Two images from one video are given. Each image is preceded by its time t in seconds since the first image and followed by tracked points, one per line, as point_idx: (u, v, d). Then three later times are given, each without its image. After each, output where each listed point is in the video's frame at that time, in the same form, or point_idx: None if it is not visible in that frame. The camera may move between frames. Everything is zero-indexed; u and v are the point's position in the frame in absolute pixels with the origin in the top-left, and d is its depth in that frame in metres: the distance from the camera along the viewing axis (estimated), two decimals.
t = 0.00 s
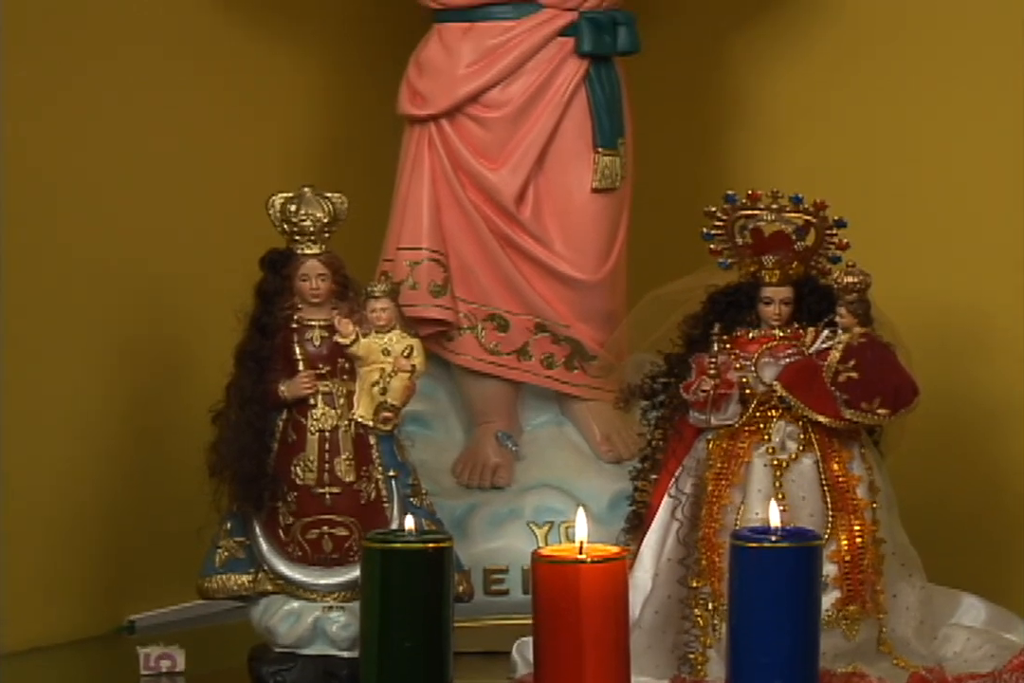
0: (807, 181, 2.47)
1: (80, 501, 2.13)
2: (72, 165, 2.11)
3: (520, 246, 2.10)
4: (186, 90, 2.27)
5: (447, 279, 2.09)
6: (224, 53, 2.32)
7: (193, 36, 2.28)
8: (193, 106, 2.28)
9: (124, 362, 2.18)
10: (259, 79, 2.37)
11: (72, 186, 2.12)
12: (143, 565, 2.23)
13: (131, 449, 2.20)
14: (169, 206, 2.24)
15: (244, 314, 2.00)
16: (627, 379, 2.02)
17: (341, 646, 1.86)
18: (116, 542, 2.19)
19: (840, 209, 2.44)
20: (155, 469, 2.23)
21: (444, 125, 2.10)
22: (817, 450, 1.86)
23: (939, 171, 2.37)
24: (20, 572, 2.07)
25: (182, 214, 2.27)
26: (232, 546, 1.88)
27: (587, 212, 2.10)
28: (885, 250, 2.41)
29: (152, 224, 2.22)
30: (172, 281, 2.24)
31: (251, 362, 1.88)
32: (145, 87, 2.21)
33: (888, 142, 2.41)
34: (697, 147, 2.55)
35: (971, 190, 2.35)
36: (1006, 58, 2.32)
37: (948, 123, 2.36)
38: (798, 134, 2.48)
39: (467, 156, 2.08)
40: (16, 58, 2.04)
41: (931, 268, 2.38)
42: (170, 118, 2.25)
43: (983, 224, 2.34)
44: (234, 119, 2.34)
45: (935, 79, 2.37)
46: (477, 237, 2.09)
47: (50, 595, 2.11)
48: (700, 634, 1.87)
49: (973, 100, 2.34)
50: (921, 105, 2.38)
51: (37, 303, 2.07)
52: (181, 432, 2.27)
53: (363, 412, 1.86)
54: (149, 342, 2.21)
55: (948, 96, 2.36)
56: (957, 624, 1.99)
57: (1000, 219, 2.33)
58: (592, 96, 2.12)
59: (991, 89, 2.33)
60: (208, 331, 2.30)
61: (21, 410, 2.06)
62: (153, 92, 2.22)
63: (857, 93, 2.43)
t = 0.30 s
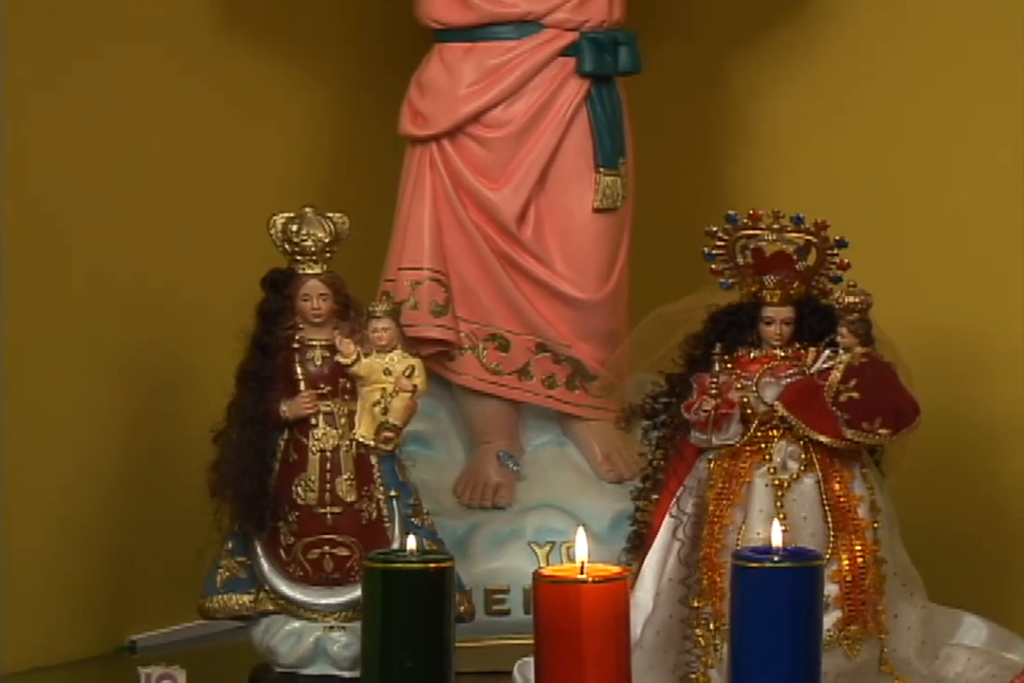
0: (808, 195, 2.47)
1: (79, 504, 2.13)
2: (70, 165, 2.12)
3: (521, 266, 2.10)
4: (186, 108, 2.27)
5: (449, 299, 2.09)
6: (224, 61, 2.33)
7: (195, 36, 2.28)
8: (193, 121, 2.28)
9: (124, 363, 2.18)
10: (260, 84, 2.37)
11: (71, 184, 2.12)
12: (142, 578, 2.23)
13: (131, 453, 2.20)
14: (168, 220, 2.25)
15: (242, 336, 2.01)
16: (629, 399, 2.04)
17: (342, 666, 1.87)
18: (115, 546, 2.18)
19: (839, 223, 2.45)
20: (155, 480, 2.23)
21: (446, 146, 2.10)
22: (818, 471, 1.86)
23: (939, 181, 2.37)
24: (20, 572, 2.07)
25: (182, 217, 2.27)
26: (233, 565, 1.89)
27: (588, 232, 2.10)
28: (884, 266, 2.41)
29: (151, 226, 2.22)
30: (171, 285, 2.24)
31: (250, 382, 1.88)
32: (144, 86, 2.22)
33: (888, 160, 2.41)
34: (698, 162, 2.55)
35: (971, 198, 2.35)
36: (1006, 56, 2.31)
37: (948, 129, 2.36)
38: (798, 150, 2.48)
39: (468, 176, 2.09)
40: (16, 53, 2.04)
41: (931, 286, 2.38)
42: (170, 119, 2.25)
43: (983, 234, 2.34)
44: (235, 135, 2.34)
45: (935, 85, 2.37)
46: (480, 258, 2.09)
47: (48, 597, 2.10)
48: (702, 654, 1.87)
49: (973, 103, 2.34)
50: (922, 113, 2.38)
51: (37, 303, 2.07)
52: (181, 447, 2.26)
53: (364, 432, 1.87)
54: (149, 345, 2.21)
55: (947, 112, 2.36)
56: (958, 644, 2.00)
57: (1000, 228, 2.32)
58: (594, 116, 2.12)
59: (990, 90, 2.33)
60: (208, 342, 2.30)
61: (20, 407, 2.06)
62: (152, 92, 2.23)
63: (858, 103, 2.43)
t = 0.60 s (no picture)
0: (810, 214, 2.46)
1: (77, 511, 2.14)
2: (69, 163, 2.14)
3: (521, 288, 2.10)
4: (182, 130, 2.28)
5: (449, 323, 2.09)
6: (221, 84, 2.34)
7: (193, 37, 2.31)
8: (190, 142, 2.29)
9: (125, 362, 2.20)
10: (261, 90, 2.39)
11: (70, 183, 2.14)
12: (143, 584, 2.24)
13: (133, 455, 2.21)
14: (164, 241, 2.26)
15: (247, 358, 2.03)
16: (629, 422, 2.04)
17: None
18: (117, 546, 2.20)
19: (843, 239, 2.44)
20: (155, 489, 2.24)
21: (446, 169, 2.10)
22: (819, 495, 1.86)
23: (939, 188, 2.37)
24: (19, 579, 2.07)
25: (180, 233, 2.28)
26: (234, 589, 1.89)
27: (588, 255, 2.10)
28: (886, 283, 2.41)
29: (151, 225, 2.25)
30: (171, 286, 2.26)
31: (251, 405, 1.89)
32: (144, 85, 2.24)
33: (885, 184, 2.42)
34: (698, 179, 2.52)
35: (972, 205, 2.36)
36: (1006, 51, 2.33)
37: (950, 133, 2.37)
38: (804, 167, 2.47)
39: (468, 199, 2.09)
40: (16, 49, 2.08)
41: (931, 305, 2.38)
42: (170, 118, 2.27)
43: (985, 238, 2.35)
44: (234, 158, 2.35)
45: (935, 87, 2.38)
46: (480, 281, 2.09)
47: (48, 599, 2.11)
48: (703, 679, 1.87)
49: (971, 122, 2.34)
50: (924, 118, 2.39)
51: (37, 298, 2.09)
52: (182, 459, 2.27)
53: (365, 456, 1.87)
54: (151, 345, 2.23)
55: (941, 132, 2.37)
56: (960, 669, 1.99)
57: (1000, 237, 2.34)
58: (595, 139, 2.12)
59: (991, 87, 2.35)
60: (209, 351, 2.31)
61: (22, 399, 2.07)
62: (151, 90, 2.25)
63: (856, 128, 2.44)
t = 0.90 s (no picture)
0: (811, 239, 2.46)
1: (76, 535, 2.15)
2: (67, 163, 2.15)
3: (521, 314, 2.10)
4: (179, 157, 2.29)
5: (450, 348, 2.10)
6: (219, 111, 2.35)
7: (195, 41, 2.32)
8: (187, 168, 2.30)
9: (124, 361, 2.21)
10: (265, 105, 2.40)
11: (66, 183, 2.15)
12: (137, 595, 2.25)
13: (132, 460, 2.22)
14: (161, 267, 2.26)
15: (249, 382, 2.02)
16: (630, 449, 2.05)
17: None
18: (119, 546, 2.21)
19: (843, 262, 2.44)
20: (154, 503, 2.25)
21: (447, 195, 2.11)
22: (819, 520, 1.86)
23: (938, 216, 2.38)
24: (18, 602, 2.08)
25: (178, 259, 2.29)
26: (234, 615, 1.90)
27: (589, 281, 2.10)
28: (888, 309, 2.41)
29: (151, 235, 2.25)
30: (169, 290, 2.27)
31: (251, 431, 1.90)
32: (143, 85, 2.25)
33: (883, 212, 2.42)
34: (698, 193, 2.52)
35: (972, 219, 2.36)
36: (1006, 52, 2.34)
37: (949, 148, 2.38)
38: (804, 190, 2.47)
39: (468, 224, 2.09)
40: (15, 49, 2.08)
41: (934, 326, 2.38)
42: (168, 145, 2.28)
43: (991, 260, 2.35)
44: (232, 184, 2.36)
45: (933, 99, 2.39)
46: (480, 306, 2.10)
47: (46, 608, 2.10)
48: None
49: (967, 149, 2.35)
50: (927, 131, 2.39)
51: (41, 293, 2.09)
52: (181, 481, 2.29)
53: (365, 482, 1.87)
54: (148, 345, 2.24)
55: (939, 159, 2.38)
56: None
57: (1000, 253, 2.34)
58: (595, 165, 2.12)
59: (991, 89, 2.35)
60: (208, 370, 2.32)
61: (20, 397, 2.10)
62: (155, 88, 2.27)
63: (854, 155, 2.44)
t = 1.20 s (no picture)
0: (812, 269, 2.46)
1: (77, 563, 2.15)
2: (66, 162, 2.24)
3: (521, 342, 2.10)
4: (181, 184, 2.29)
5: (450, 376, 2.10)
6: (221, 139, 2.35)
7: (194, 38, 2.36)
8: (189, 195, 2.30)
9: (110, 351, 2.26)
10: (263, 110, 2.41)
11: (65, 184, 2.24)
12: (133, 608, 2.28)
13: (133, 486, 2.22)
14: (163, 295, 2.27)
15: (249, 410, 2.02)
16: (631, 477, 2.04)
17: None
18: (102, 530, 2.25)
19: (843, 290, 2.44)
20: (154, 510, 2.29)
21: (448, 223, 2.11)
22: (819, 548, 1.87)
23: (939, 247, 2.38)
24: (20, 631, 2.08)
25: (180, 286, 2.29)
26: (234, 643, 1.89)
27: (589, 310, 2.11)
28: (888, 336, 2.41)
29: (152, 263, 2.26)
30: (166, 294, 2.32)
31: (251, 460, 1.90)
32: (144, 85, 2.31)
33: (882, 240, 2.42)
34: (698, 222, 2.51)
35: (974, 237, 2.37)
36: (1006, 56, 2.35)
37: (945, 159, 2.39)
38: (804, 219, 2.46)
39: (468, 253, 2.10)
40: (15, 49, 2.20)
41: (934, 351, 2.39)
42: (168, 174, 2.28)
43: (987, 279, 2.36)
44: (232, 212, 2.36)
45: (932, 112, 2.40)
46: (480, 334, 2.10)
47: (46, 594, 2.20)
48: None
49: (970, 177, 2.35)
50: (930, 150, 2.40)
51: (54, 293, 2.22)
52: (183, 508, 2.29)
53: (365, 510, 1.87)
54: (144, 347, 2.29)
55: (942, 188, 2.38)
56: None
57: (998, 262, 2.35)
58: (595, 194, 2.12)
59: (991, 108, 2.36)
60: (209, 391, 2.34)
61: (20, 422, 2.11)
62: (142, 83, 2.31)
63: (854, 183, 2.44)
